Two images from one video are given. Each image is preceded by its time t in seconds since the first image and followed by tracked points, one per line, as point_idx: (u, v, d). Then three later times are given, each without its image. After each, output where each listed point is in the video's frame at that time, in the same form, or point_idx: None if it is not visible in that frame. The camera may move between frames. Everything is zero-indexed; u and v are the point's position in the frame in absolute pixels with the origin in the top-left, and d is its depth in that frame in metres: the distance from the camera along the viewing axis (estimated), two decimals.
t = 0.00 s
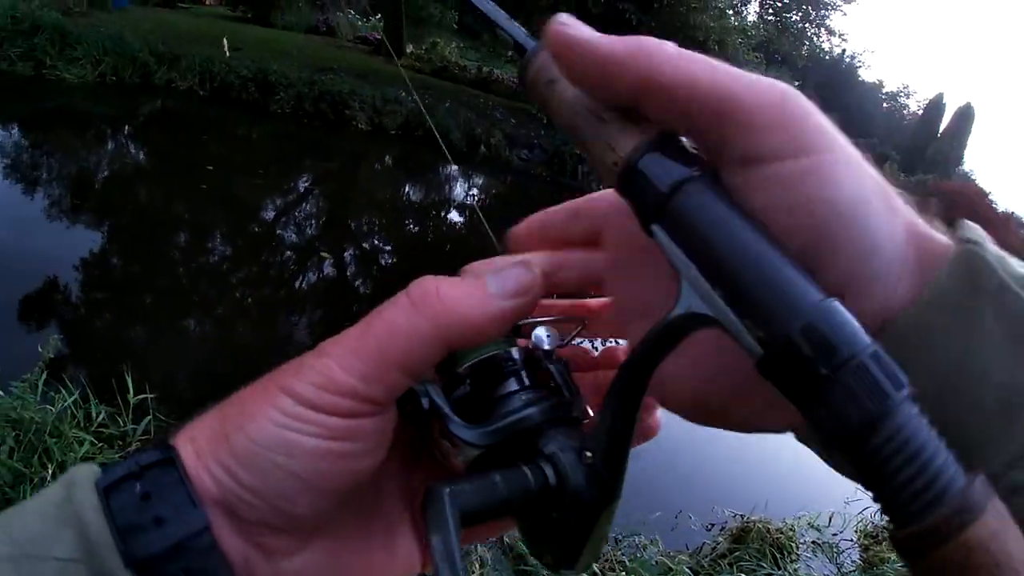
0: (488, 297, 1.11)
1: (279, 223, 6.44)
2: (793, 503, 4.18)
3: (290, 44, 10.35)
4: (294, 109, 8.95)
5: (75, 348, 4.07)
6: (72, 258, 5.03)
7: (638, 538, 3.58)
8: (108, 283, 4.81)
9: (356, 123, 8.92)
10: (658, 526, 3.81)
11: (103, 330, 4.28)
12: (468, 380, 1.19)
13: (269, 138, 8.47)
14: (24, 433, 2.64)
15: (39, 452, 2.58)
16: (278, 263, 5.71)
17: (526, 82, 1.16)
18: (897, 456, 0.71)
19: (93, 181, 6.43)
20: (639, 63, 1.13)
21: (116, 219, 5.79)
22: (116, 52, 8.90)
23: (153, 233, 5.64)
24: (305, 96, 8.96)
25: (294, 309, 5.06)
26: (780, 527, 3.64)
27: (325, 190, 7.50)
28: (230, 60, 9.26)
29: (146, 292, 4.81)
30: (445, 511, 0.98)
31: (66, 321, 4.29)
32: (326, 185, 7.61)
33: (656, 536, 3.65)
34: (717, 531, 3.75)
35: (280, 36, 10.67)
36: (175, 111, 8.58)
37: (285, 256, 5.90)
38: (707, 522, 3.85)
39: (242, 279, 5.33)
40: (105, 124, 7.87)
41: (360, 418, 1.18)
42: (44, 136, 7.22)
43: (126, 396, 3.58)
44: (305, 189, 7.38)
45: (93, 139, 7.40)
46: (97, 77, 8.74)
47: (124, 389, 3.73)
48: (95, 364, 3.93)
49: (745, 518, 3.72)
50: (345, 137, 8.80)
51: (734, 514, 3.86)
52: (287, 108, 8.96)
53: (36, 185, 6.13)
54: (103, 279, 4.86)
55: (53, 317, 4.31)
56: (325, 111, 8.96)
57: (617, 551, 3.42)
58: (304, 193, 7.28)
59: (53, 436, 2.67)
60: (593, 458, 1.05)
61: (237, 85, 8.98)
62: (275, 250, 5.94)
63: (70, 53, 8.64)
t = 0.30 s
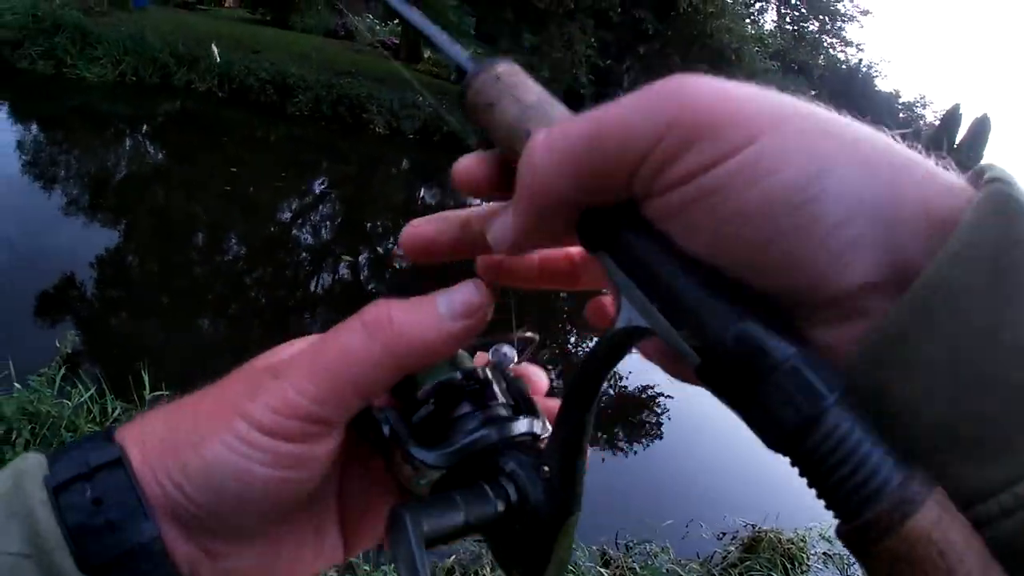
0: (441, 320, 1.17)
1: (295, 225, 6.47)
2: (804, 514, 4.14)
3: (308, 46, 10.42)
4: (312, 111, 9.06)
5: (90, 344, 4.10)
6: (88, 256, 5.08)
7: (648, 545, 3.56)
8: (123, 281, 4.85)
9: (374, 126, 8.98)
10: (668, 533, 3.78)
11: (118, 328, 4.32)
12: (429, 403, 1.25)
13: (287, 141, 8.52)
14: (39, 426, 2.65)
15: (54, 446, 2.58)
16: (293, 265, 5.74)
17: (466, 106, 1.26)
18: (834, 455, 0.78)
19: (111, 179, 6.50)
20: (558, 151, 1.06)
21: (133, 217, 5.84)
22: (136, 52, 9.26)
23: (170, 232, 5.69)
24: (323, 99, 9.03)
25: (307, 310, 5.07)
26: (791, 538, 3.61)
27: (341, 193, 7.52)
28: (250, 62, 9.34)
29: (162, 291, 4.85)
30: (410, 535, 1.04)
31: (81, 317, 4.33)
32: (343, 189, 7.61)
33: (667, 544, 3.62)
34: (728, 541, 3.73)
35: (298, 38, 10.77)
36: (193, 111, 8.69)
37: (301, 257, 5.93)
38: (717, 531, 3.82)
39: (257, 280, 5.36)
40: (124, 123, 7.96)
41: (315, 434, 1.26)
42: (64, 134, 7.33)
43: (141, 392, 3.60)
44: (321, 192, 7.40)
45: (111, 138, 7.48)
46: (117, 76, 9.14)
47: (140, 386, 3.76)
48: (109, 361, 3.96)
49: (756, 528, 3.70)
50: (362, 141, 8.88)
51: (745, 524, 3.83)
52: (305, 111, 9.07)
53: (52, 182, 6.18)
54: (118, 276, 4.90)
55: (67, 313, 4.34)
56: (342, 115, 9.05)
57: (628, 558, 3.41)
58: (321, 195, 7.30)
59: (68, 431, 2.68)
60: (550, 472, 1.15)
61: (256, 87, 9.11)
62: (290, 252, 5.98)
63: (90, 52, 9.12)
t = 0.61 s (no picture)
0: (413, 301, 1.41)
1: (339, 222, 6.52)
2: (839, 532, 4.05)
3: (355, 47, 10.52)
4: (360, 111, 9.15)
5: (137, 332, 4.17)
6: (136, 246, 5.18)
7: (682, 558, 3.51)
8: (170, 271, 4.93)
9: (420, 128, 8.98)
10: (702, 547, 3.71)
11: (163, 318, 4.38)
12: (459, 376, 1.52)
13: (333, 139, 8.58)
14: (85, 409, 2.68)
15: (98, 429, 2.59)
16: (336, 262, 5.76)
17: (459, 81, 1.39)
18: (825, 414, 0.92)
19: (160, 172, 6.62)
20: (536, 135, 1.19)
21: (180, 210, 5.94)
22: (189, 48, 9.45)
23: (217, 226, 5.77)
24: (371, 99, 9.11)
25: (348, 306, 5.08)
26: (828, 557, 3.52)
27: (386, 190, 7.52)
28: (300, 61, 9.46)
29: (207, 282, 4.91)
30: (434, 500, 1.26)
31: (127, 305, 4.41)
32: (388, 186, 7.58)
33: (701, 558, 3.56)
34: (762, 557, 3.67)
35: (346, 39, 10.88)
36: (242, 107, 8.85)
37: (345, 254, 5.97)
38: (752, 547, 3.75)
39: (300, 275, 5.38)
40: (173, 118, 8.11)
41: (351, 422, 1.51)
42: (116, 128, 7.52)
43: (187, 380, 3.63)
44: (366, 190, 7.38)
45: (162, 133, 7.62)
46: (168, 73, 9.40)
47: (185, 374, 3.82)
48: (154, 350, 4.01)
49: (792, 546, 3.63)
50: (408, 140, 8.85)
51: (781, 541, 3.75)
52: (354, 111, 9.18)
53: (102, 173, 6.32)
54: (165, 267, 4.98)
55: (114, 300, 4.42)
56: (389, 116, 9.12)
57: (661, 569, 3.39)
58: (366, 194, 7.29)
59: (113, 415, 2.70)
60: (565, 432, 1.39)
61: (306, 86, 9.29)
62: (334, 249, 5.99)
63: (144, 48, 9.42)
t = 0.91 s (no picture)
0: (429, 282, 1.93)
1: (393, 221, 6.54)
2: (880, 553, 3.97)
3: (414, 49, 10.58)
4: (419, 114, 9.08)
5: (189, 321, 4.23)
6: (193, 236, 5.28)
7: None
8: (224, 262, 5.00)
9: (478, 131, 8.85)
10: (744, 570, 3.63)
11: (215, 307, 4.44)
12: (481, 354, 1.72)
13: (389, 139, 8.64)
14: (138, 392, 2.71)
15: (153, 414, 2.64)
16: (388, 260, 5.74)
17: (462, 47, 1.55)
18: (839, 365, 1.03)
19: (220, 165, 6.74)
20: (544, 97, 1.35)
21: (237, 203, 6.03)
22: (252, 46, 9.64)
23: (273, 222, 5.84)
24: (431, 102, 9.01)
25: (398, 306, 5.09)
26: None
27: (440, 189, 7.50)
28: (360, 61, 9.50)
29: (260, 275, 4.96)
30: (454, 466, 1.33)
31: (181, 293, 4.49)
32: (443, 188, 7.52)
33: None
34: None
35: (405, 41, 10.95)
36: (301, 106, 9.00)
37: (397, 252, 5.98)
38: (794, 571, 3.68)
39: (352, 273, 5.38)
40: (234, 114, 8.27)
41: (352, 372, 1.91)
42: (177, 121, 7.71)
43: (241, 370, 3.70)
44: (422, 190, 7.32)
45: (222, 128, 7.76)
46: (232, 69, 9.64)
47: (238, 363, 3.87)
48: (206, 338, 4.07)
49: None
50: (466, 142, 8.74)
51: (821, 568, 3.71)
52: (412, 113, 9.13)
53: (162, 164, 6.46)
54: (220, 257, 5.06)
55: (169, 288, 4.51)
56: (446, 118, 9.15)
57: None
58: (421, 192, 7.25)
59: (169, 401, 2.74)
60: (579, 392, 1.54)
61: (366, 87, 9.34)
62: (387, 248, 5.99)
63: (208, 44, 9.68)
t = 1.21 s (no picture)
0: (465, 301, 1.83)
1: (442, 224, 6.57)
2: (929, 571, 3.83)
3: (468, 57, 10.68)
4: (473, 117, 9.19)
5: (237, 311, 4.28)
6: (246, 228, 5.36)
7: None
8: (275, 256, 5.05)
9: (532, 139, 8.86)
10: None
11: (262, 299, 4.49)
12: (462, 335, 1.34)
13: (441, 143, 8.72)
14: (187, 379, 2.73)
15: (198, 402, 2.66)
16: (435, 262, 5.78)
17: (464, 41, 1.47)
18: (840, 309, 0.78)
19: (274, 161, 6.83)
20: (545, 59, 1.19)
21: (289, 198, 6.11)
22: (311, 45, 9.77)
23: (324, 218, 5.90)
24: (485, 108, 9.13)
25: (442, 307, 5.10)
26: None
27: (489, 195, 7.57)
28: (417, 65, 9.58)
29: (309, 270, 5.00)
30: (433, 431, 0.99)
31: (230, 283, 4.55)
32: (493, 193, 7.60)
33: None
34: None
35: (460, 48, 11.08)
36: (356, 106, 9.10)
37: (445, 255, 6.02)
38: None
39: (398, 272, 5.40)
40: (289, 111, 8.38)
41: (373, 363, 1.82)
42: (234, 117, 7.84)
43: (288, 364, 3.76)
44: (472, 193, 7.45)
45: (278, 124, 7.87)
46: (290, 67, 9.77)
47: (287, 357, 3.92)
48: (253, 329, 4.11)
49: None
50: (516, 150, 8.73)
51: None
52: (467, 117, 9.22)
53: (218, 157, 6.58)
54: (271, 251, 5.11)
55: (219, 278, 4.58)
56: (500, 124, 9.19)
57: None
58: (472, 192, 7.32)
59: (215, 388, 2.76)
60: (571, 373, 1.17)
61: (422, 90, 9.38)
62: (435, 250, 6.04)
63: (267, 42, 9.83)
